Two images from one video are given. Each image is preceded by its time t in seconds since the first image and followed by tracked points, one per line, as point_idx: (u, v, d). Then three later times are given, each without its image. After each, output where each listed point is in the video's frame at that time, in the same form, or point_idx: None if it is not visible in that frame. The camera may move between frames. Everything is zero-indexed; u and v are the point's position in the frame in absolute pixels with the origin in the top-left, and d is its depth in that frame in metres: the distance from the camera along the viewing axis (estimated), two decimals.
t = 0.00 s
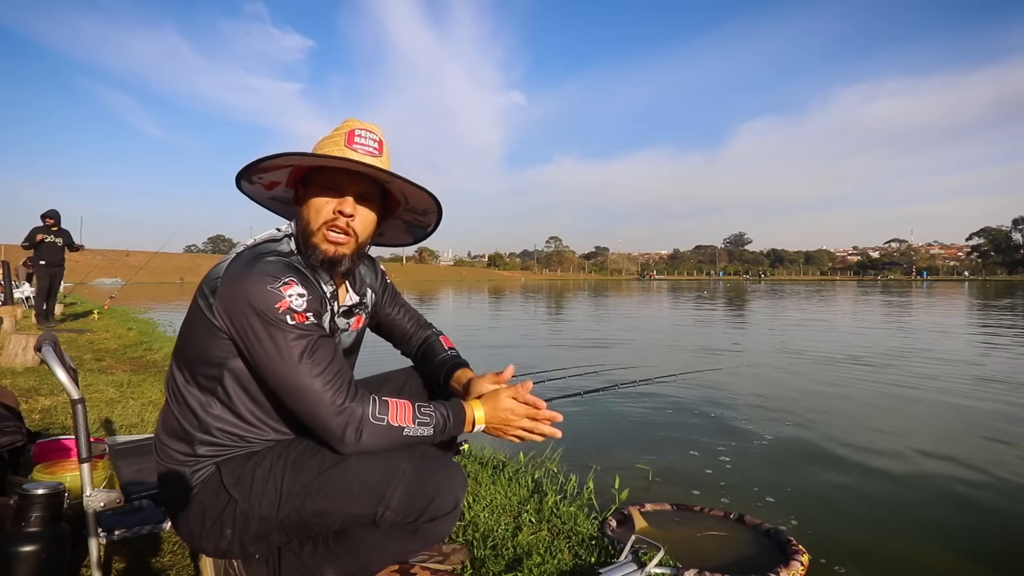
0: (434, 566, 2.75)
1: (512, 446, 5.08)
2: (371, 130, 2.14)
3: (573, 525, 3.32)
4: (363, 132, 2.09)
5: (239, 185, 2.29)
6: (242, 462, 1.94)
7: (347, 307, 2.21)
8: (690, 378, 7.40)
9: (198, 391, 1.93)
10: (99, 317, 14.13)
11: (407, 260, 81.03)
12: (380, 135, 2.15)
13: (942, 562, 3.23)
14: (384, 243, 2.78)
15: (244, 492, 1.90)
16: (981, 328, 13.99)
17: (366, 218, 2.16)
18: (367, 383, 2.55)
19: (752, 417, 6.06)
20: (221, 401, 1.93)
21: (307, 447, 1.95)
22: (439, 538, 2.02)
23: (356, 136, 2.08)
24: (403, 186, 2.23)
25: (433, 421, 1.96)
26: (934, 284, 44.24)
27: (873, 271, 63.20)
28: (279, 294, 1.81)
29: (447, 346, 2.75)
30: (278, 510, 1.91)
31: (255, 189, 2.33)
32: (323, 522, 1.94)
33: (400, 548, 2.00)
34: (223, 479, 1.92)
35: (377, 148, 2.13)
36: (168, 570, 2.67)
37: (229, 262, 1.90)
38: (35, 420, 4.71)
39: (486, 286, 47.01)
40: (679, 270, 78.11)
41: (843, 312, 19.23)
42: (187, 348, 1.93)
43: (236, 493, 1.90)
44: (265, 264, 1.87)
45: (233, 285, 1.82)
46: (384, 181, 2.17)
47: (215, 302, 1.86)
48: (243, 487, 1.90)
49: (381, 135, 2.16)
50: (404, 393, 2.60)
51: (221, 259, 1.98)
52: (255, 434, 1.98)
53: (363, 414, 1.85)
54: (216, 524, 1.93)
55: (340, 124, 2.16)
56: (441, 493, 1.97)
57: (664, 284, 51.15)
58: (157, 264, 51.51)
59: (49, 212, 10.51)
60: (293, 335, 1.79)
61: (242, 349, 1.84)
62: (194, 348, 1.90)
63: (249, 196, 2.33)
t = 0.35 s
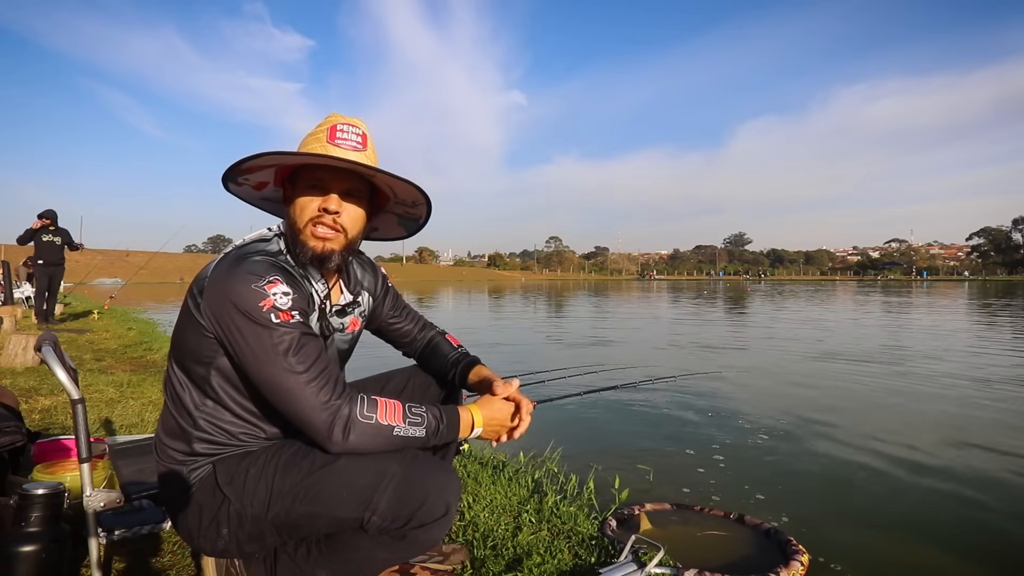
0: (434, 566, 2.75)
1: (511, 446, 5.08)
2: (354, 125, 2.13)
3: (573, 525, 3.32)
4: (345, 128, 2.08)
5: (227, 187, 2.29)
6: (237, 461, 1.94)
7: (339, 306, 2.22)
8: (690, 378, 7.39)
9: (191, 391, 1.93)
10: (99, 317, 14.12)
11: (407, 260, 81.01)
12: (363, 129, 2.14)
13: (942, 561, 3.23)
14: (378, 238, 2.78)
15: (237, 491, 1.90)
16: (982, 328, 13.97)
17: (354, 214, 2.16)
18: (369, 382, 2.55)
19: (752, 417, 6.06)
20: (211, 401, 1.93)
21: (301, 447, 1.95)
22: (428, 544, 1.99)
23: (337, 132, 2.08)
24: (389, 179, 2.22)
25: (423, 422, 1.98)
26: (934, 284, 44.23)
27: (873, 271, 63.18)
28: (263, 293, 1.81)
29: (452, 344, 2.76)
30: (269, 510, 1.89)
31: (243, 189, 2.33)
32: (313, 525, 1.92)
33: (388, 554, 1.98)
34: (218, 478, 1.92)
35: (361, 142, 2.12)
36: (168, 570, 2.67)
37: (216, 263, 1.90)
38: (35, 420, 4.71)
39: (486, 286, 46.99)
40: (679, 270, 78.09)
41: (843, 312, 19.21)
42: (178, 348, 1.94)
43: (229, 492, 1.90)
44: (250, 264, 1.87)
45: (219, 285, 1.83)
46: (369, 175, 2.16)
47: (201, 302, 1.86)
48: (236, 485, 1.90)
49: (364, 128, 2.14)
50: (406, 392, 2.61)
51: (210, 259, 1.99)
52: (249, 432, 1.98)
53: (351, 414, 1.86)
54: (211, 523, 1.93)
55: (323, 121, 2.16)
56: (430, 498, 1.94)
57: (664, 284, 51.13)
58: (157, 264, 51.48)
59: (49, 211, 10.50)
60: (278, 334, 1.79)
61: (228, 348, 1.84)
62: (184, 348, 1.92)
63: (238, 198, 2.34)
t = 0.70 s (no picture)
0: (434, 565, 2.76)
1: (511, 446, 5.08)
2: (344, 125, 2.13)
3: (573, 525, 3.32)
4: (335, 128, 2.09)
5: (216, 193, 2.27)
6: (232, 462, 1.94)
7: (331, 307, 2.21)
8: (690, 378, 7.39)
9: (185, 393, 1.94)
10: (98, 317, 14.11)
11: (407, 260, 80.99)
12: (353, 129, 2.14)
13: (942, 561, 3.24)
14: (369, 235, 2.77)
15: (230, 493, 1.90)
16: (982, 328, 13.97)
17: (348, 214, 2.15)
18: (371, 385, 2.55)
19: (752, 417, 6.06)
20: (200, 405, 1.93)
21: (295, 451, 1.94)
22: (411, 556, 1.98)
23: (328, 133, 2.07)
24: (381, 178, 2.22)
25: (411, 426, 1.96)
26: (934, 284, 44.23)
27: (873, 270, 63.17)
28: (249, 298, 1.81)
29: (448, 348, 2.75)
30: (258, 514, 1.89)
31: (233, 195, 2.31)
32: (299, 533, 1.91)
33: (374, 564, 1.98)
34: (213, 478, 1.92)
35: (351, 143, 2.11)
36: (169, 570, 2.67)
37: (205, 269, 1.91)
38: (35, 420, 4.71)
39: (486, 286, 46.98)
40: (680, 270, 78.08)
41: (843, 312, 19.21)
42: (169, 352, 1.95)
43: (222, 493, 1.91)
44: (237, 269, 1.87)
45: (206, 290, 1.83)
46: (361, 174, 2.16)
47: (190, 307, 1.87)
48: (230, 487, 1.90)
49: (354, 128, 2.14)
50: (408, 393, 2.62)
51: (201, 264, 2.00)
52: (243, 435, 1.98)
53: (335, 419, 1.85)
54: (207, 523, 1.93)
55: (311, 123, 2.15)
56: (414, 510, 1.93)
57: (664, 284, 51.11)
58: (157, 264, 51.47)
59: (48, 211, 10.49)
60: (262, 340, 1.79)
61: (215, 354, 1.85)
62: (174, 352, 1.92)
63: (228, 203, 2.32)
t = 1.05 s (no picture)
0: (434, 565, 2.76)
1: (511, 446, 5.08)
2: (366, 132, 2.14)
3: (573, 525, 3.32)
4: (362, 135, 2.09)
5: (227, 193, 2.21)
6: (230, 460, 1.94)
7: (338, 307, 2.19)
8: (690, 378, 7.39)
9: (187, 389, 1.94)
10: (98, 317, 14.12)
11: (407, 260, 81.01)
12: (374, 136, 2.16)
13: (941, 561, 3.24)
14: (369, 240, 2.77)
15: (228, 490, 1.91)
16: (982, 328, 13.97)
17: (368, 220, 2.16)
18: (371, 386, 2.55)
19: (753, 417, 6.06)
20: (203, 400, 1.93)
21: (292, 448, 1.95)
22: (413, 548, 1.97)
23: (356, 139, 2.07)
24: (400, 187, 2.24)
25: (408, 419, 1.93)
26: (934, 284, 44.21)
27: (873, 270, 63.18)
28: (253, 291, 1.81)
29: (454, 347, 2.75)
30: (257, 511, 1.90)
31: (243, 196, 2.26)
32: (299, 529, 1.92)
33: (375, 557, 1.97)
34: (211, 477, 1.93)
35: (373, 150, 2.14)
36: (168, 570, 2.67)
37: (210, 263, 1.91)
38: (35, 420, 4.71)
39: (486, 286, 46.97)
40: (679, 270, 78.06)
41: (843, 312, 19.21)
42: (174, 347, 1.95)
43: (221, 491, 1.91)
44: (242, 263, 1.87)
45: (211, 284, 1.83)
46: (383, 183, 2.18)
47: (195, 301, 1.87)
48: (228, 485, 1.91)
49: (375, 136, 2.17)
50: (408, 393, 2.59)
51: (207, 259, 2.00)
52: (243, 434, 1.97)
53: (332, 413, 1.82)
54: (206, 522, 1.94)
55: (330, 127, 2.11)
56: (413, 502, 1.93)
57: (663, 284, 51.10)
58: (157, 264, 51.47)
59: (47, 211, 10.49)
60: (265, 333, 1.79)
61: (219, 347, 1.84)
62: (179, 347, 1.93)
63: (238, 204, 2.27)
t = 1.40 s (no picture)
0: (434, 565, 2.76)
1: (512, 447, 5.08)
2: (379, 138, 2.16)
3: (573, 525, 3.33)
4: (378, 141, 2.11)
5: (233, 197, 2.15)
6: (232, 462, 1.94)
7: (343, 309, 2.19)
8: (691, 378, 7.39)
9: (191, 392, 1.93)
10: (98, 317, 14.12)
11: (407, 260, 81.02)
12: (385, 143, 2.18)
13: (941, 561, 3.24)
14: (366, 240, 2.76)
15: (231, 493, 1.90)
16: (982, 328, 13.96)
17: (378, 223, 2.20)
18: (367, 386, 2.55)
19: (753, 417, 6.06)
20: (208, 404, 1.92)
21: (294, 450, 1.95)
22: (416, 548, 2.02)
23: (373, 146, 2.09)
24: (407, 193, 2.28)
25: (416, 431, 1.92)
26: (934, 284, 44.19)
27: (873, 271, 63.18)
28: (264, 296, 1.81)
29: (451, 346, 2.75)
30: (261, 513, 1.90)
31: (247, 198, 2.20)
32: (303, 531, 1.93)
33: (378, 559, 2.00)
34: (213, 479, 1.92)
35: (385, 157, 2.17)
36: (168, 570, 2.67)
37: (219, 265, 1.90)
38: (35, 420, 4.71)
39: (486, 287, 46.95)
40: (679, 270, 78.04)
41: (843, 312, 19.19)
42: (179, 349, 1.94)
43: (223, 494, 1.91)
44: (252, 266, 1.86)
45: (221, 287, 1.82)
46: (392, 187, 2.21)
47: (203, 305, 1.86)
48: (230, 487, 1.91)
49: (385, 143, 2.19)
50: (405, 394, 2.58)
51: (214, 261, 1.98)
52: (247, 435, 1.97)
53: (340, 422, 1.82)
54: (208, 523, 1.94)
55: (341, 130, 2.09)
56: (420, 504, 1.97)
57: (664, 283, 51.08)
58: (157, 264, 51.46)
59: (48, 211, 10.50)
60: (276, 339, 1.78)
61: (227, 351, 1.83)
62: (184, 349, 1.91)
63: (241, 206, 2.20)
